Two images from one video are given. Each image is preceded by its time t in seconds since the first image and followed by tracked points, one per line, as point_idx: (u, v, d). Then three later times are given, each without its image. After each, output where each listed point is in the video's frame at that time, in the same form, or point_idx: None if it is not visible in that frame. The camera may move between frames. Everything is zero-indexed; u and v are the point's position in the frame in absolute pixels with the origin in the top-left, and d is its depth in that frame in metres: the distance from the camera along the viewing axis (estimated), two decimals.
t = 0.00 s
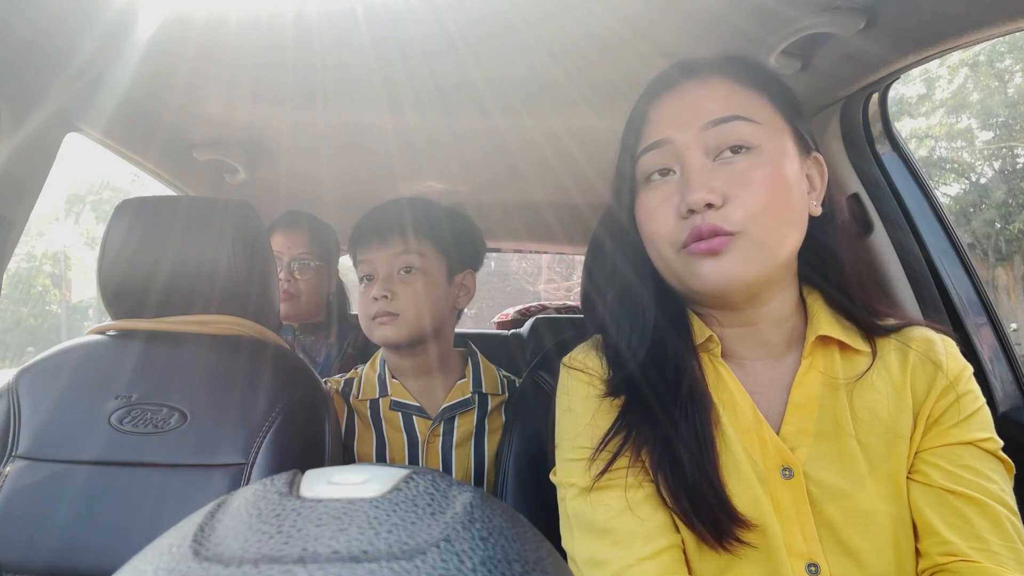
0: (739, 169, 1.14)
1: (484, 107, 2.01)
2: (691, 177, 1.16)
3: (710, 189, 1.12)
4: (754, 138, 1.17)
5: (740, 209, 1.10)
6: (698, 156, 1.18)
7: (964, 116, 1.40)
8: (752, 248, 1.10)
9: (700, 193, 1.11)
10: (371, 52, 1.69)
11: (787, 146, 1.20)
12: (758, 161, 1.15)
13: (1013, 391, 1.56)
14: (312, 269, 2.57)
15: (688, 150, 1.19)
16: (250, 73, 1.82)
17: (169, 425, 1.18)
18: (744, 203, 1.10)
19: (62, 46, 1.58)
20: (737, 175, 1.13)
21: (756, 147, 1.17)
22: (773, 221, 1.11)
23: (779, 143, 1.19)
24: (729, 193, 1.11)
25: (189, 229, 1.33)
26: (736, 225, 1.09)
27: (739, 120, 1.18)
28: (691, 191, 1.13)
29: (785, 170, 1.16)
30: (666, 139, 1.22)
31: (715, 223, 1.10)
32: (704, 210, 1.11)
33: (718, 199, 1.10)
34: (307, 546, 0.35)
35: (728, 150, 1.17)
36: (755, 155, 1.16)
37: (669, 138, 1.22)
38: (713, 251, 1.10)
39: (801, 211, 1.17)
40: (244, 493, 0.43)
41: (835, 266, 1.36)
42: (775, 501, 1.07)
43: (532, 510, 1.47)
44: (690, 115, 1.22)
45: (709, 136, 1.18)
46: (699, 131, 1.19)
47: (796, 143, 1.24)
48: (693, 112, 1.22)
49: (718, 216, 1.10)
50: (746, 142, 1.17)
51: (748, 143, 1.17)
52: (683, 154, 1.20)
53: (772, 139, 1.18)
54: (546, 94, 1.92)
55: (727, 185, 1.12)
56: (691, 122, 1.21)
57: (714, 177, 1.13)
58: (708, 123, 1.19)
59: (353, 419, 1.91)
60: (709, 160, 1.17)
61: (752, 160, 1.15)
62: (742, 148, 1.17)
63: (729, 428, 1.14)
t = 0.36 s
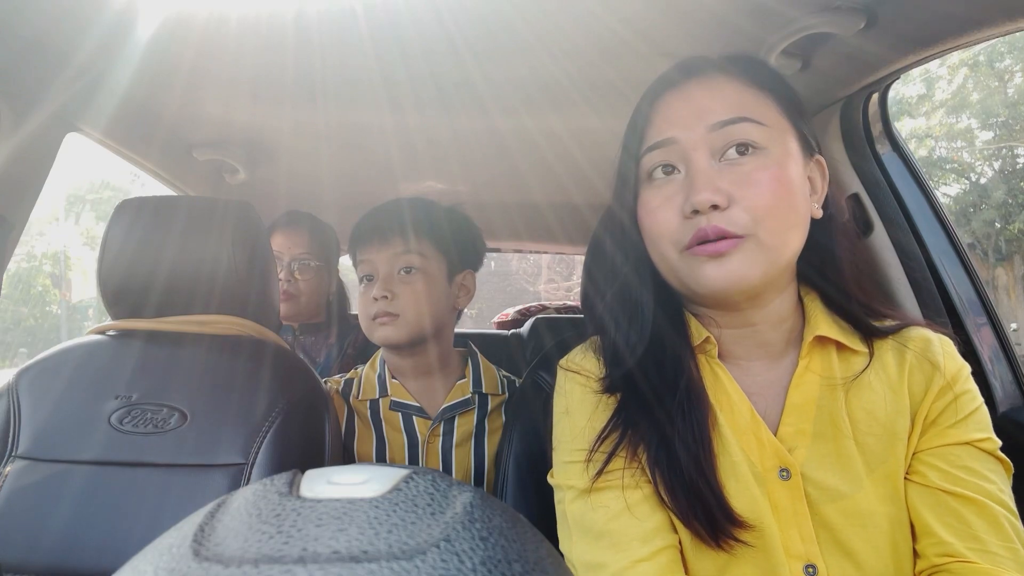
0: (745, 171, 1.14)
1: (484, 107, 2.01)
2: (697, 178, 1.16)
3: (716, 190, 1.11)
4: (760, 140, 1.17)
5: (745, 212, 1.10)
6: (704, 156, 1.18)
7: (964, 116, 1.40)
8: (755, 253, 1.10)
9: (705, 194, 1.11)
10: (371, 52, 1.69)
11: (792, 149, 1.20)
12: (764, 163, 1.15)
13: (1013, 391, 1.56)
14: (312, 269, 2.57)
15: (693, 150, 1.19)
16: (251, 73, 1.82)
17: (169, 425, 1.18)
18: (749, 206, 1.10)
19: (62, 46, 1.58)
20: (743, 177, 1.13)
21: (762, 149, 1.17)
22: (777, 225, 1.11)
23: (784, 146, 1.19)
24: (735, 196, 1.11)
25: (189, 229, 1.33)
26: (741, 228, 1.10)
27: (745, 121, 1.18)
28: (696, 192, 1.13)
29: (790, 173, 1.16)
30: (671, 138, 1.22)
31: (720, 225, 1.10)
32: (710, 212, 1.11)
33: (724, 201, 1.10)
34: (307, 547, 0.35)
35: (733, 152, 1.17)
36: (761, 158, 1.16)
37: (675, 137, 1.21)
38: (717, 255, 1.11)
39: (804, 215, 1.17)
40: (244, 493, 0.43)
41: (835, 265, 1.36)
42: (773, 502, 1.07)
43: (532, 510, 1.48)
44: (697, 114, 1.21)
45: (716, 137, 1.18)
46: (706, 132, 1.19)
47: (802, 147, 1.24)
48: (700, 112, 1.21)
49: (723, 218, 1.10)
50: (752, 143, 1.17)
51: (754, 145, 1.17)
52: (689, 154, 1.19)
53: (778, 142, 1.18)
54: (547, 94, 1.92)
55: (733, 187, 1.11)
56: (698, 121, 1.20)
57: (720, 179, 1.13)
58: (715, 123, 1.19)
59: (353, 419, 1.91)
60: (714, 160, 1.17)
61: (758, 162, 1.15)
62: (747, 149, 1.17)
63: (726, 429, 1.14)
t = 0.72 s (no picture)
0: (764, 155, 1.14)
1: (484, 107, 2.01)
2: (714, 158, 1.16)
3: (734, 168, 1.12)
4: (779, 130, 1.18)
5: (762, 193, 1.10)
6: (723, 139, 1.18)
7: (964, 116, 1.40)
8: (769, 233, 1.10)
9: (724, 170, 1.11)
10: (371, 52, 1.69)
11: (807, 144, 1.21)
12: (782, 150, 1.15)
13: (1013, 391, 1.56)
14: (312, 269, 2.57)
15: (712, 133, 1.19)
16: (250, 73, 1.82)
17: (170, 425, 1.18)
18: (767, 187, 1.10)
19: (62, 46, 1.58)
20: (762, 159, 1.13)
21: (780, 138, 1.17)
22: (792, 210, 1.11)
23: (800, 140, 1.20)
24: (753, 175, 1.11)
25: (189, 229, 1.33)
26: (756, 208, 1.09)
27: (767, 110, 1.19)
28: (714, 169, 1.13)
29: (805, 164, 1.17)
30: (691, 120, 1.22)
31: (736, 201, 1.10)
32: (727, 187, 1.10)
33: (742, 179, 1.10)
34: (307, 546, 0.35)
35: (751, 137, 1.17)
36: (780, 145, 1.16)
37: (695, 120, 1.21)
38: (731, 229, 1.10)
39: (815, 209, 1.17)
40: (243, 493, 0.43)
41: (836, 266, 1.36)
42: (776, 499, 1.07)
43: (532, 509, 1.48)
44: (718, 100, 1.22)
45: (736, 122, 1.18)
46: (726, 116, 1.19)
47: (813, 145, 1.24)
48: (722, 98, 1.22)
49: (740, 194, 1.10)
50: (771, 132, 1.17)
51: (773, 134, 1.17)
52: (708, 136, 1.19)
53: (795, 134, 1.19)
54: (547, 94, 1.92)
55: (752, 167, 1.12)
56: (720, 106, 1.21)
57: (739, 159, 1.13)
58: (736, 108, 1.19)
59: (353, 419, 1.91)
60: (733, 143, 1.17)
61: (776, 148, 1.15)
62: (766, 136, 1.17)
63: (728, 426, 1.14)
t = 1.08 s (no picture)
0: (772, 160, 1.14)
1: (484, 107, 2.01)
2: (722, 165, 1.15)
3: (742, 175, 1.11)
4: (785, 134, 1.18)
5: (769, 199, 1.10)
6: (729, 144, 1.17)
7: (964, 116, 1.40)
8: (778, 239, 1.10)
9: (731, 179, 1.11)
10: (370, 52, 1.69)
11: (813, 146, 1.21)
12: (789, 154, 1.15)
13: (1013, 391, 1.56)
14: (312, 269, 2.57)
15: (719, 138, 1.19)
16: (250, 73, 1.82)
17: (170, 425, 1.18)
18: (775, 193, 1.10)
19: (62, 47, 1.58)
20: (770, 165, 1.13)
21: (787, 142, 1.17)
22: (801, 215, 1.12)
23: (807, 143, 1.20)
24: (760, 181, 1.11)
25: (189, 229, 1.33)
26: (764, 214, 1.10)
27: (772, 115, 1.19)
28: (722, 176, 1.13)
29: (813, 168, 1.17)
30: (697, 125, 1.21)
31: (746, 210, 1.10)
32: (735, 196, 1.10)
33: (750, 186, 1.10)
34: (306, 547, 0.35)
35: (759, 142, 1.17)
36: (787, 150, 1.16)
37: (701, 125, 1.21)
38: (741, 238, 1.10)
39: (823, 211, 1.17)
40: (243, 494, 0.43)
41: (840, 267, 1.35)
42: (779, 495, 1.07)
43: (532, 509, 1.48)
44: (725, 104, 1.21)
45: (742, 127, 1.18)
46: (733, 121, 1.19)
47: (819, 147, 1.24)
48: (726, 103, 1.21)
49: (749, 203, 1.10)
50: (777, 136, 1.17)
51: (780, 138, 1.17)
52: (714, 142, 1.19)
53: (801, 137, 1.19)
54: (547, 94, 1.92)
55: (759, 174, 1.12)
56: (726, 110, 1.20)
57: (746, 165, 1.13)
58: (742, 114, 1.19)
59: (353, 419, 1.91)
60: (740, 149, 1.17)
61: (784, 153, 1.15)
62: (773, 141, 1.17)
63: (732, 423, 1.14)
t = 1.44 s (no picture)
0: (773, 163, 1.14)
1: (484, 107, 2.01)
2: (723, 167, 1.15)
3: (743, 178, 1.11)
4: (786, 135, 1.18)
5: (771, 201, 1.10)
6: (730, 146, 1.17)
7: (964, 116, 1.40)
8: (779, 241, 1.10)
9: (733, 182, 1.11)
10: (370, 52, 1.69)
11: (814, 147, 1.21)
12: (790, 157, 1.15)
13: (1013, 391, 1.56)
14: (312, 270, 2.57)
15: (720, 140, 1.18)
16: (250, 73, 1.82)
17: (170, 425, 1.18)
18: (776, 195, 1.10)
19: (62, 46, 1.58)
20: (771, 167, 1.13)
21: (788, 144, 1.17)
22: (802, 217, 1.12)
23: (808, 145, 1.20)
24: (761, 184, 1.11)
25: (189, 229, 1.33)
26: (766, 217, 1.10)
27: (774, 116, 1.19)
28: (723, 179, 1.13)
29: (814, 169, 1.17)
30: (699, 127, 1.21)
31: (747, 213, 1.10)
32: (737, 199, 1.10)
33: (751, 189, 1.10)
34: (307, 547, 0.35)
35: (760, 144, 1.17)
36: (788, 152, 1.16)
37: (702, 127, 1.20)
38: (742, 240, 1.10)
39: (823, 212, 1.18)
40: (243, 494, 0.43)
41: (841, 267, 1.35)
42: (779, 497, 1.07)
43: (532, 509, 1.48)
44: (726, 106, 1.21)
45: (743, 130, 1.18)
46: (734, 123, 1.18)
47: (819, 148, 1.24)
48: (727, 105, 1.21)
49: (750, 206, 1.10)
50: (778, 138, 1.17)
51: (781, 140, 1.17)
52: (715, 144, 1.19)
53: (802, 138, 1.19)
54: (547, 93, 1.92)
55: (760, 176, 1.11)
56: (727, 112, 1.20)
57: (747, 168, 1.13)
58: (743, 116, 1.19)
59: (353, 420, 1.91)
60: (741, 151, 1.17)
61: (785, 155, 1.15)
62: (774, 143, 1.17)
63: (733, 425, 1.14)
